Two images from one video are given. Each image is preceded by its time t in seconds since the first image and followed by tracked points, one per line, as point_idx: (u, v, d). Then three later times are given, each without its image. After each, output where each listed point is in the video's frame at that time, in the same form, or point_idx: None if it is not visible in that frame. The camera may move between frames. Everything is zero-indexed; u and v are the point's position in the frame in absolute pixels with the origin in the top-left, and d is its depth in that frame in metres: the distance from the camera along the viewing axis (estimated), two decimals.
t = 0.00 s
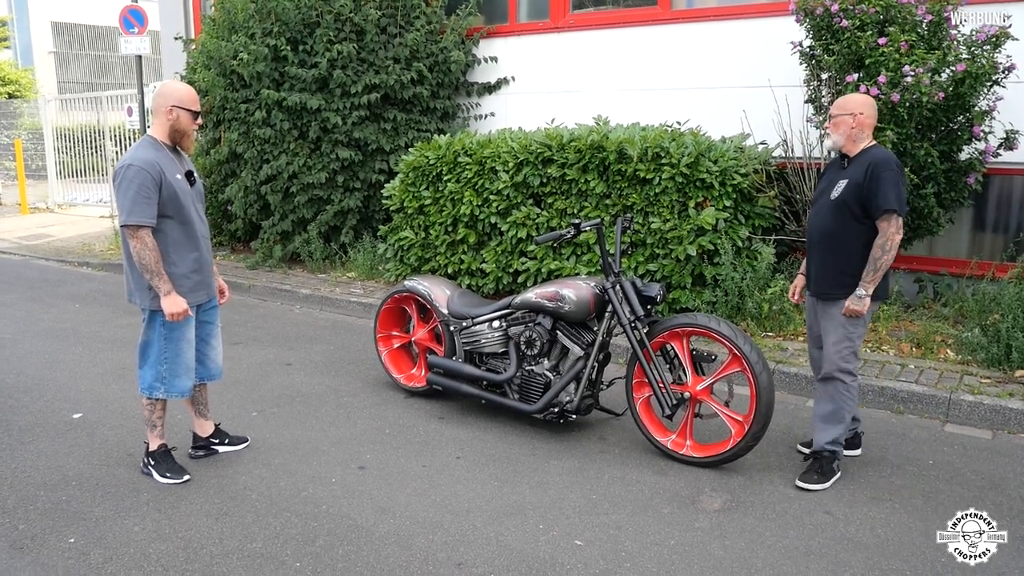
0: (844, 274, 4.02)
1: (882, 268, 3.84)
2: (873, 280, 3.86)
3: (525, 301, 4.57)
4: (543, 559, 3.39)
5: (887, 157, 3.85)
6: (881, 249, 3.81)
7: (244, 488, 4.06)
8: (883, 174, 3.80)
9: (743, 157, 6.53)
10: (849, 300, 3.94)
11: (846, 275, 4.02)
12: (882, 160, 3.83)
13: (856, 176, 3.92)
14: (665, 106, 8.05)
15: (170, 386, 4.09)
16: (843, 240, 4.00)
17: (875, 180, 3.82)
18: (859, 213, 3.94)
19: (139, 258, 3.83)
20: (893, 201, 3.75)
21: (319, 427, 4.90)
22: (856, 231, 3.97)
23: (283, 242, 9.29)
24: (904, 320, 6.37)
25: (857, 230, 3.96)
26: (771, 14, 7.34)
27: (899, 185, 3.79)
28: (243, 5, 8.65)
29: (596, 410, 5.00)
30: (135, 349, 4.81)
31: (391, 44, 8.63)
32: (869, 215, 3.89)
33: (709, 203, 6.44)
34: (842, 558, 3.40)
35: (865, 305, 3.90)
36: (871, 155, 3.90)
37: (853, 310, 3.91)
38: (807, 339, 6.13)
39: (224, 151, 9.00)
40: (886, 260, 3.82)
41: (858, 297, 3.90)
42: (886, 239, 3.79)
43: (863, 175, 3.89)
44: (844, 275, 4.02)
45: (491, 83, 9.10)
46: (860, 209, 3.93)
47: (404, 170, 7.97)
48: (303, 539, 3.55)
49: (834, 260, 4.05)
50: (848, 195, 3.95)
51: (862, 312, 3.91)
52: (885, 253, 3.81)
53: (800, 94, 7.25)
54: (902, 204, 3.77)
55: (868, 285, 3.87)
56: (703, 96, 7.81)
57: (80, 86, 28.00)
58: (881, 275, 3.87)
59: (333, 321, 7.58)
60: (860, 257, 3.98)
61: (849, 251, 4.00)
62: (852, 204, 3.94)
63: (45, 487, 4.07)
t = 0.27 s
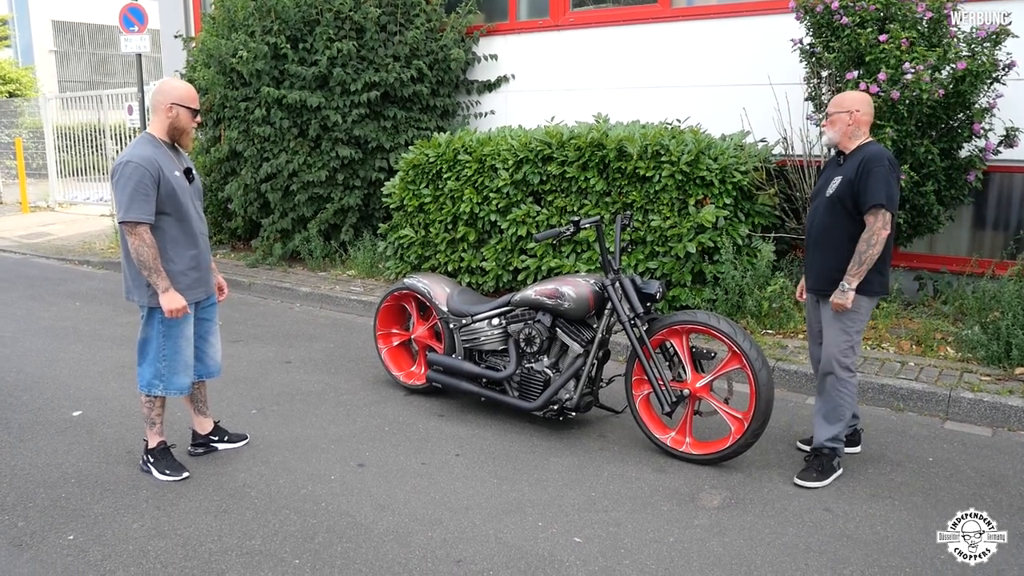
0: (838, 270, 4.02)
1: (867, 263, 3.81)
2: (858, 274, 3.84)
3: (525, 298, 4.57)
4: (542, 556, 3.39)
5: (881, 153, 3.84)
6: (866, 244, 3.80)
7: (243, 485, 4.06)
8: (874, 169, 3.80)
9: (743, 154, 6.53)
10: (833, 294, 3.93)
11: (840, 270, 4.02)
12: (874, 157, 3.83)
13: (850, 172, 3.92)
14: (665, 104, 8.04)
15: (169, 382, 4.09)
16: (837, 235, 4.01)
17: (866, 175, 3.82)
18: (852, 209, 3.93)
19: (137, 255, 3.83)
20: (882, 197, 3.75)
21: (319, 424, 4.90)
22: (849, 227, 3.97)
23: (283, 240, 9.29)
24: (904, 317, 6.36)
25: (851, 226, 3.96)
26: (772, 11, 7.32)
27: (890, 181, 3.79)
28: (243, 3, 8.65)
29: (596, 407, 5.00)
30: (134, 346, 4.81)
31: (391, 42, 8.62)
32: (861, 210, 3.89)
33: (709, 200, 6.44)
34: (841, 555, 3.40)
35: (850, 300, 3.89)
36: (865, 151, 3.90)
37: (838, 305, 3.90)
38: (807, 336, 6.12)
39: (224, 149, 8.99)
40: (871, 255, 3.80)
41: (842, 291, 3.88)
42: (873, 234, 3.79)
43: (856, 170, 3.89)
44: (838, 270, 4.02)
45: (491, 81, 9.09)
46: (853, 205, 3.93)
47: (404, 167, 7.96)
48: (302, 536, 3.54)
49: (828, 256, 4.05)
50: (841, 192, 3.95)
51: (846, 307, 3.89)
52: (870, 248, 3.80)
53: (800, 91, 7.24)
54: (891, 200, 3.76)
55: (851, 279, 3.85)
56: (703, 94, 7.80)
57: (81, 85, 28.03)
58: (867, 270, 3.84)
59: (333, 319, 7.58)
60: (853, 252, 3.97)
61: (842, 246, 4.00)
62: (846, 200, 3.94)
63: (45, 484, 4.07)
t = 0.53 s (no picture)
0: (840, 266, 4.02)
1: (869, 258, 3.82)
2: (858, 269, 3.86)
3: (525, 296, 4.57)
4: (542, 554, 3.39)
5: (883, 149, 3.83)
6: (869, 240, 3.80)
7: (242, 484, 4.06)
8: (876, 166, 3.79)
9: (743, 152, 6.52)
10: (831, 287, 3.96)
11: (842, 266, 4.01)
12: (876, 153, 3.82)
13: (852, 168, 3.91)
14: (665, 102, 8.03)
15: (168, 381, 4.09)
16: (838, 232, 4.00)
17: (869, 172, 3.81)
18: (854, 206, 3.93)
19: (136, 252, 3.82)
20: (885, 193, 3.75)
21: (318, 422, 4.90)
22: (851, 223, 3.96)
23: (283, 238, 9.29)
24: (904, 315, 6.36)
25: (852, 222, 3.96)
26: (772, 9, 7.31)
27: (893, 177, 3.78)
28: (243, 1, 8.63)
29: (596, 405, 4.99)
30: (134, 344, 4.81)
31: (391, 40, 8.62)
32: (863, 207, 3.88)
33: (709, 198, 6.43)
34: (841, 553, 3.40)
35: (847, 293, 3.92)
36: (867, 147, 3.89)
37: (831, 296, 3.94)
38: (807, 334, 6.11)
39: (224, 147, 8.97)
40: (873, 252, 3.81)
41: (840, 284, 3.92)
42: (875, 231, 3.79)
43: (857, 167, 3.89)
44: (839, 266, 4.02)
45: (491, 79, 9.08)
46: (854, 201, 3.92)
47: (404, 165, 7.96)
48: (301, 534, 3.54)
49: (829, 252, 4.05)
50: (843, 188, 3.94)
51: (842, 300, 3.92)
52: (872, 244, 3.80)
53: (800, 89, 7.23)
54: (894, 196, 3.75)
55: (850, 273, 3.89)
56: (703, 92, 7.79)
57: (81, 83, 28.02)
58: (868, 265, 3.85)
59: (333, 317, 7.57)
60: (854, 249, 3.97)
61: (844, 242, 3.99)
62: (847, 196, 3.94)
63: (44, 482, 4.07)
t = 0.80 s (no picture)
0: (839, 264, 4.01)
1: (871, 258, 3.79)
2: (861, 269, 3.82)
3: (525, 294, 4.56)
4: (542, 553, 3.39)
5: (880, 146, 3.83)
6: (867, 237, 3.80)
7: (243, 482, 4.06)
8: (873, 162, 3.79)
9: (744, 150, 6.51)
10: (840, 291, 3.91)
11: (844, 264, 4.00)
12: (874, 150, 3.82)
13: (850, 165, 3.91)
14: (666, 99, 8.03)
15: (169, 379, 4.09)
16: (837, 230, 4.00)
17: (865, 168, 3.81)
18: (852, 203, 3.93)
19: (137, 250, 3.82)
20: (880, 189, 3.74)
21: (319, 420, 4.90)
22: (849, 221, 3.96)
23: (283, 236, 9.29)
24: (905, 313, 6.36)
25: (850, 220, 3.96)
26: (773, 6, 7.30)
27: (890, 173, 3.78)
28: None
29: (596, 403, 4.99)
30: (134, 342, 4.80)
31: (392, 38, 8.63)
32: (861, 204, 3.88)
33: (709, 196, 6.42)
34: (841, 551, 3.39)
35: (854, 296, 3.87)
36: (865, 144, 3.89)
37: (844, 301, 3.89)
38: (807, 332, 6.11)
39: (224, 145, 8.96)
40: (872, 250, 3.79)
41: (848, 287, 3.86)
42: (872, 227, 3.78)
43: (855, 164, 3.88)
44: (838, 265, 4.02)
45: (491, 76, 9.07)
46: (852, 199, 3.92)
47: (404, 163, 7.95)
48: (301, 532, 3.54)
49: (828, 250, 4.05)
50: (841, 186, 3.94)
51: (851, 303, 3.88)
52: (870, 241, 3.79)
53: (800, 86, 7.22)
54: (890, 192, 3.75)
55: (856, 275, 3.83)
56: (704, 90, 7.78)
57: (81, 80, 28.01)
58: (870, 264, 3.82)
59: (333, 315, 7.57)
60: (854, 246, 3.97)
61: (844, 240, 3.98)
62: (845, 194, 3.94)
63: (45, 480, 4.07)
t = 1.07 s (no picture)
0: (839, 263, 4.01)
1: (872, 256, 3.79)
2: (861, 267, 3.82)
3: (525, 293, 4.56)
4: (541, 551, 3.39)
5: (883, 145, 3.83)
6: (869, 236, 3.79)
7: (242, 480, 4.06)
8: (876, 161, 3.78)
9: (744, 148, 6.51)
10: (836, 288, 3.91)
11: (844, 262, 3.99)
12: (877, 148, 3.81)
13: (852, 164, 3.90)
14: (665, 98, 8.02)
15: (168, 377, 4.08)
16: (838, 228, 4.00)
17: (868, 167, 3.80)
18: (854, 202, 3.92)
19: (137, 249, 3.82)
20: (884, 188, 3.73)
21: (318, 419, 4.90)
22: (851, 220, 3.95)
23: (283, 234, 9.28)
24: (905, 311, 6.36)
25: (852, 218, 3.95)
26: (773, 5, 7.30)
27: (893, 172, 3.77)
28: None
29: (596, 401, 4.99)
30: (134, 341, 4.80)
31: (391, 36, 8.60)
32: (863, 203, 3.87)
33: (709, 194, 6.42)
34: (840, 550, 3.39)
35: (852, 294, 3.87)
36: (867, 143, 3.88)
37: (839, 299, 3.89)
38: (807, 331, 6.11)
39: (224, 143, 8.96)
40: (873, 249, 3.79)
41: (845, 285, 3.87)
42: (875, 226, 3.77)
43: (858, 162, 3.87)
44: (839, 263, 4.01)
45: (491, 74, 9.06)
46: (854, 197, 3.91)
47: (404, 161, 7.95)
48: (300, 531, 3.54)
49: (829, 248, 4.04)
50: (843, 184, 3.94)
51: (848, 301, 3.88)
52: (873, 240, 3.78)
53: (800, 84, 7.22)
54: (893, 191, 3.74)
55: (853, 273, 3.84)
56: (704, 88, 7.78)
57: (81, 79, 28.02)
58: (870, 262, 3.82)
59: (333, 313, 7.57)
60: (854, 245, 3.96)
61: (845, 238, 3.98)
62: (847, 192, 3.93)
63: (44, 479, 4.07)
